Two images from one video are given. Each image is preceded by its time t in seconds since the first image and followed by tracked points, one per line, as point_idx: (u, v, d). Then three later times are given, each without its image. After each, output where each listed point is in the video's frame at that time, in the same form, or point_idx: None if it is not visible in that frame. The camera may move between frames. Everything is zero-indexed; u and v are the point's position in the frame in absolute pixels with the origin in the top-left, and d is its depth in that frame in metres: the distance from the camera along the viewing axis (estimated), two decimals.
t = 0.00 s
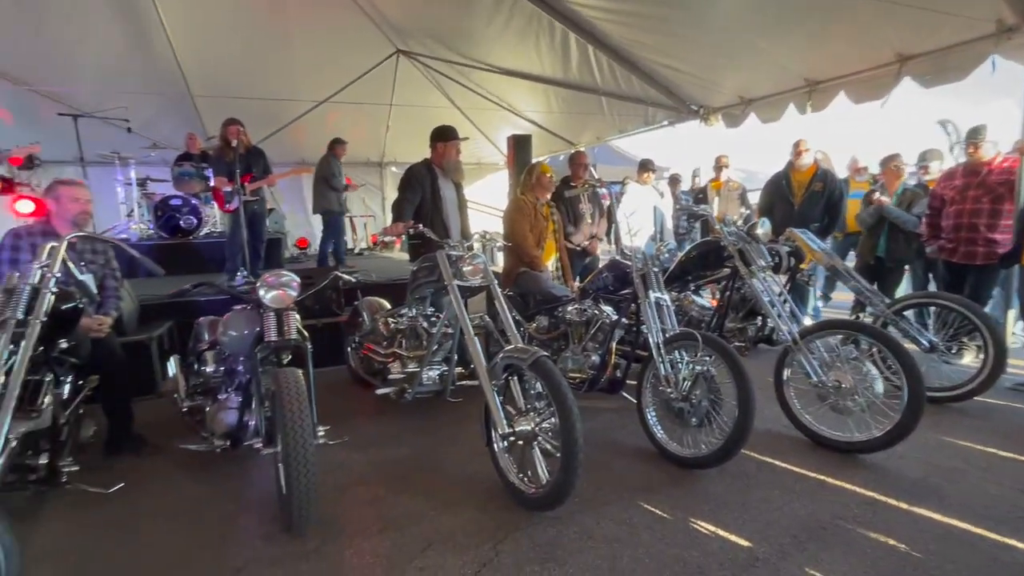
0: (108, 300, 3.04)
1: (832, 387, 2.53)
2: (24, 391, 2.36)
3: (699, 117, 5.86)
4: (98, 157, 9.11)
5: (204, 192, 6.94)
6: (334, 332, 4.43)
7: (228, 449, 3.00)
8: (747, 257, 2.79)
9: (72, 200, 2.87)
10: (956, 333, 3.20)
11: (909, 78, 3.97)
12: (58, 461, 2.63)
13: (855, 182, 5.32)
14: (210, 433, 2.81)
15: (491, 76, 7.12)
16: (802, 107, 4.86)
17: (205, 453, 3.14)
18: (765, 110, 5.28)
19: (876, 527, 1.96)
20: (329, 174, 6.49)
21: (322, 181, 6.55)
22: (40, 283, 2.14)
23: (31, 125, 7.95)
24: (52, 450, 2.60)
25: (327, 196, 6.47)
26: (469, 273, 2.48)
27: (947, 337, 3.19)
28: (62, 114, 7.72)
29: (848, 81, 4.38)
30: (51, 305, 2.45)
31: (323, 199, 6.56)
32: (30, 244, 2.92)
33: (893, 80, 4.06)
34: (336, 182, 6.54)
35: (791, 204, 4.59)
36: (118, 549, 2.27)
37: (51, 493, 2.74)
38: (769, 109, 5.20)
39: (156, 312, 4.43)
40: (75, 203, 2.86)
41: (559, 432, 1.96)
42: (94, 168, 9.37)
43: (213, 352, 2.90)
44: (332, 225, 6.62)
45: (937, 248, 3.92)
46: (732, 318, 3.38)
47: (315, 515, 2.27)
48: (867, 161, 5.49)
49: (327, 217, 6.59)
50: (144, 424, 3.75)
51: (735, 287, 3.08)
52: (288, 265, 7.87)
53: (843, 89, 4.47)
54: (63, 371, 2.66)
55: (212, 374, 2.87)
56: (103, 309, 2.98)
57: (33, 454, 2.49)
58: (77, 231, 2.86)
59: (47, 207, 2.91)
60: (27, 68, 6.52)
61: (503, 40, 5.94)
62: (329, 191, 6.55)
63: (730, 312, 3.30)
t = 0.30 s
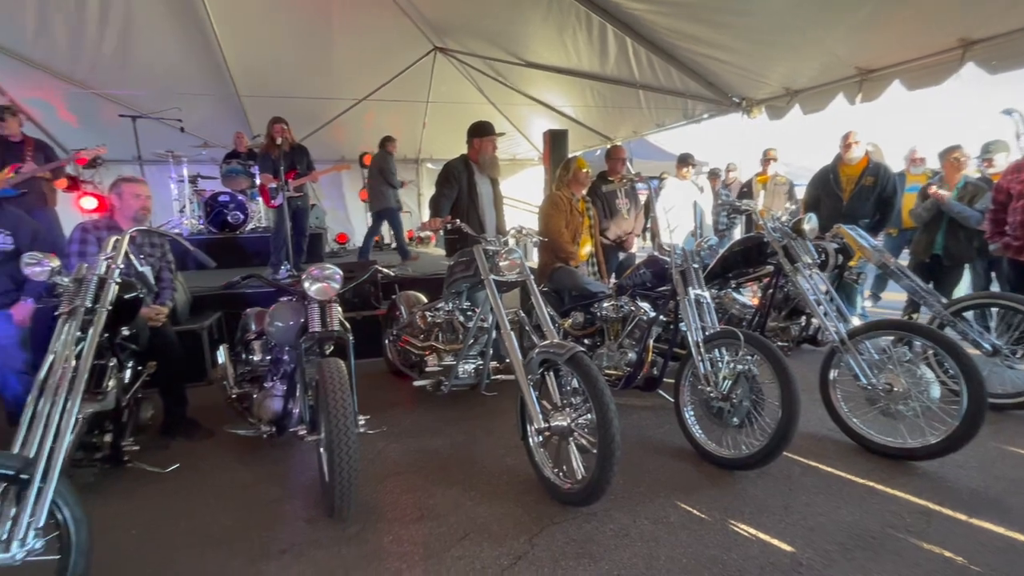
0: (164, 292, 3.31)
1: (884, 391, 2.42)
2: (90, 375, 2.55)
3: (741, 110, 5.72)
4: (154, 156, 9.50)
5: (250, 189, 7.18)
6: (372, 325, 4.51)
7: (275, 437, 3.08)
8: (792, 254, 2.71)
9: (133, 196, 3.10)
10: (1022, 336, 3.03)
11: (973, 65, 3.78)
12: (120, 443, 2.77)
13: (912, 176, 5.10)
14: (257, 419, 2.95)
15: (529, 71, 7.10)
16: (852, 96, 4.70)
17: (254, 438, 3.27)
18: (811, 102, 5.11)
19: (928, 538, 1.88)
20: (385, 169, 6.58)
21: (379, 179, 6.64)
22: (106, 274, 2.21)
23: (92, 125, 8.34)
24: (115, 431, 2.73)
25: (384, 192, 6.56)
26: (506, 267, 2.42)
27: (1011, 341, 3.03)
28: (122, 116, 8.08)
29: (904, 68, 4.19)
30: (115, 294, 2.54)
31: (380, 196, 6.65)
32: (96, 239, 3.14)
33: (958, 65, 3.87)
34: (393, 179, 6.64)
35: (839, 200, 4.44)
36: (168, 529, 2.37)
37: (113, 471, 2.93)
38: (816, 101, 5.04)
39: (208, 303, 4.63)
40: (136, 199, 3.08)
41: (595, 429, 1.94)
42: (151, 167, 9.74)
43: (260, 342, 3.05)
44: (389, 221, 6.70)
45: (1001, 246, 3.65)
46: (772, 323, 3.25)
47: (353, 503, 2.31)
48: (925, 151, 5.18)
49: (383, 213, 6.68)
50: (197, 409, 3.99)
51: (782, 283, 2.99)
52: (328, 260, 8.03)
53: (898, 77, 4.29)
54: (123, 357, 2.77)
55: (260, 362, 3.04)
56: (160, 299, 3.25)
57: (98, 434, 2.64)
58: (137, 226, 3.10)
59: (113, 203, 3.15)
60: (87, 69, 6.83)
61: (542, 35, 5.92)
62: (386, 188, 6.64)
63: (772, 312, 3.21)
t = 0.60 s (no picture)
0: (218, 284, 3.51)
1: (946, 396, 2.32)
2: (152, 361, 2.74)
3: (789, 100, 5.55)
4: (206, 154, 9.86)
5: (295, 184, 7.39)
6: (412, 318, 4.56)
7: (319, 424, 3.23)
8: (845, 251, 2.62)
9: (191, 191, 3.37)
10: None
11: None
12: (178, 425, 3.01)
13: (979, 167, 4.83)
14: (304, 407, 3.09)
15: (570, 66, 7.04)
16: (913, 83, 4.46)
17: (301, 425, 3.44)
18: (866, 91, 4.91)
19: (992, 551, 1.79)
20: (445, 164, 6.69)
21: (438, 173, 6.72)
22: (166, 266, 2.27)
23: (149, 126, 8.72)
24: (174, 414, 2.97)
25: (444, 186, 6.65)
26: (546, 263, 2.41)
27: None
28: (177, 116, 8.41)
29: (970, 54, 3.96)
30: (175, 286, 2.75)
31: (439, 190, 6.73)
32: (156, 233, 3.40)
33: None
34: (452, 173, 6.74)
35: (897, 194, 4.26)
36: (218, 513, 2.46)
37: (172, 453, 3.15)
38: (871, 91, 4.84)
39: (255, 297, 4.78)
40: (191, 195, 3.34)
41: (637, 426, 1.92)
42: (203, 165, 10.07)
43: (307, 332, 3.16)
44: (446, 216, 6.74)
45: None
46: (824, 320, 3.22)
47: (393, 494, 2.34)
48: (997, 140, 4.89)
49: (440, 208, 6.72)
50: (247, 396, 4.17)
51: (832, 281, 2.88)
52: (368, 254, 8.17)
53: (964, 63, 4.05)
54: (181, 344, 2.96)
55: (306, 352, 3.14)
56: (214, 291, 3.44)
57: (159, 417, 2.87)
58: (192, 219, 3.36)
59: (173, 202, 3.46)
60: (144, 70, 7.13)
61: (584, 29, 5.87)
62: (445, 182, 6.73)
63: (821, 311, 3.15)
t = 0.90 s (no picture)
0: (268, 277, 3.65)
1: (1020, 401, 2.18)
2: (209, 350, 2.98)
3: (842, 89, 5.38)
4: (255, 152, 10.15)
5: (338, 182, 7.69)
6: (451, 312, 4.61)
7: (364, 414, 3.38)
8: (906, 248, 2.47)
9: (243, 187, 3.61)
10: None
11: None
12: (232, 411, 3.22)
13: None
14: (350, 397, 3.18)
15: (611, 59, 6.97)
16: (984, 67, 4.21)
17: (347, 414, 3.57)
18: (929, 77, 4.70)
19: None
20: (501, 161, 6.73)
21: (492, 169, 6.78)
22: (224, 258, 2.37)
23: (202, 126, 9.04)
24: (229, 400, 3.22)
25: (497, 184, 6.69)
26: (588, 258, 2.39)
27: None
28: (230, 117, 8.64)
29: None
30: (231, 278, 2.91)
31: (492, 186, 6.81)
32: (212, 228, 3.71)
33: None
34: (507, 170, 6.77)
35: (964, 186, 4.06)
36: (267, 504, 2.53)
37: (226, 437, 3.36)
38: (935, 72, 4.61)
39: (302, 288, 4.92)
40: (245, 190, 3.61)
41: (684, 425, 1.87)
42: (251, 162, 10.37)
43: (353, 324, 3.26)
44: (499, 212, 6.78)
45: None
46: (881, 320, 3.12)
47: (436, 486, 2.37)
48: None
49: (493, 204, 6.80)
50: (295, 386, 4.32)
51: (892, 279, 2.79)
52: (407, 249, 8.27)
53: None
54: (235, 334, 3.15)
55: (351, 344, 3.22)
56: (264, 283, 3.54)
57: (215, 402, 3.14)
58: (246, 213, 3.63)
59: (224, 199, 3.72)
60: (196, 72, 7.39)
61: (627, 21, 5.79)
62: (499, 179, 6.78)
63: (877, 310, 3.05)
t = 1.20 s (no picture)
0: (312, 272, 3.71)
1: None
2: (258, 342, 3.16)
3: (901, 78, 5.15)
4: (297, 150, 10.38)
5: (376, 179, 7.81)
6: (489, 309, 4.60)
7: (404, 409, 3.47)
8: (977, 245, 2.34)
9: (289, 184, 3.70)
10: None
11: None
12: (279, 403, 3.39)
13: None
14: (391, 392, 3.20)
15: (653, 51, 6.85)
16: None
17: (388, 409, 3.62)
18: (1002, 61, 4.36)
19: None
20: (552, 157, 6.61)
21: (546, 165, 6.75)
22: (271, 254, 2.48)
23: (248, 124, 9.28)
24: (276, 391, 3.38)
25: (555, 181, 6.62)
26: (632, 255, 2.32)
27: None
28: (272, 115, 8.88)
29: None
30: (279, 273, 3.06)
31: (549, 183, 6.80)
32: (260, 223, 3.81)
33: None
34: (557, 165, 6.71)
35: None
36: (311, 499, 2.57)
37: (272, 427, 3.48)
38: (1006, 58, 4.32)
39: (343, 284, 5.00)
40: (290, 187, 3.69)
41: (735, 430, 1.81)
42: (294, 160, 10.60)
43: (394, 320, 3.29)
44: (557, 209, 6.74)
45: None
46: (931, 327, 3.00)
47: (477, 485, 2.36)
48: None
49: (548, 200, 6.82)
50: (336, 379, 4.42)
51: (959, 279, 2.63)
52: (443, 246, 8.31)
53: None
54: (280, 326, 3.27)
55: (392, 338, 3.26)
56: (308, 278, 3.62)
57: (263, 394, 3.31)
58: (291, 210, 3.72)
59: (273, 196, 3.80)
60: (241, 74, 7.58)
61: (671, 11, 5.67)
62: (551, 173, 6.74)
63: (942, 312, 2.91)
